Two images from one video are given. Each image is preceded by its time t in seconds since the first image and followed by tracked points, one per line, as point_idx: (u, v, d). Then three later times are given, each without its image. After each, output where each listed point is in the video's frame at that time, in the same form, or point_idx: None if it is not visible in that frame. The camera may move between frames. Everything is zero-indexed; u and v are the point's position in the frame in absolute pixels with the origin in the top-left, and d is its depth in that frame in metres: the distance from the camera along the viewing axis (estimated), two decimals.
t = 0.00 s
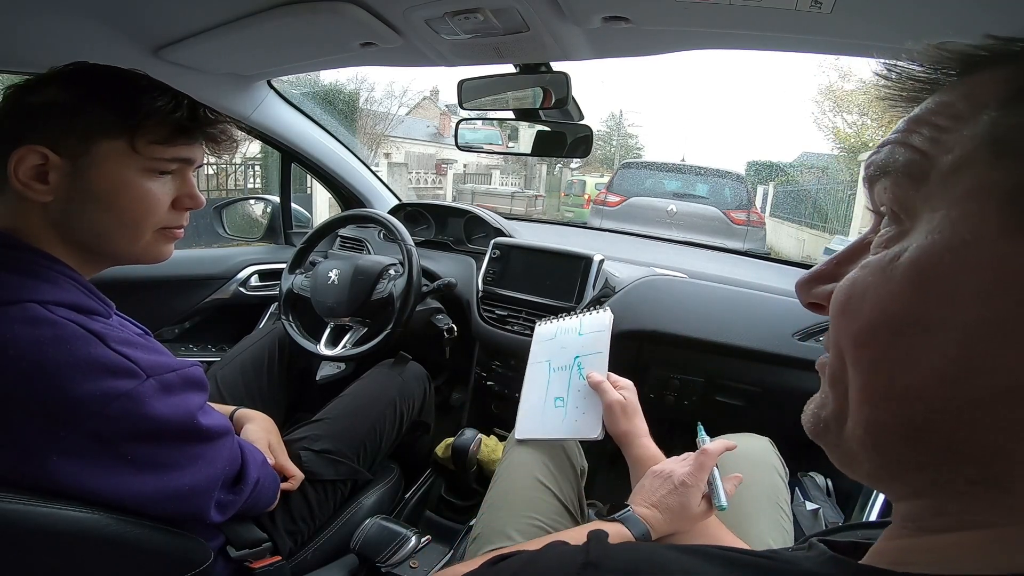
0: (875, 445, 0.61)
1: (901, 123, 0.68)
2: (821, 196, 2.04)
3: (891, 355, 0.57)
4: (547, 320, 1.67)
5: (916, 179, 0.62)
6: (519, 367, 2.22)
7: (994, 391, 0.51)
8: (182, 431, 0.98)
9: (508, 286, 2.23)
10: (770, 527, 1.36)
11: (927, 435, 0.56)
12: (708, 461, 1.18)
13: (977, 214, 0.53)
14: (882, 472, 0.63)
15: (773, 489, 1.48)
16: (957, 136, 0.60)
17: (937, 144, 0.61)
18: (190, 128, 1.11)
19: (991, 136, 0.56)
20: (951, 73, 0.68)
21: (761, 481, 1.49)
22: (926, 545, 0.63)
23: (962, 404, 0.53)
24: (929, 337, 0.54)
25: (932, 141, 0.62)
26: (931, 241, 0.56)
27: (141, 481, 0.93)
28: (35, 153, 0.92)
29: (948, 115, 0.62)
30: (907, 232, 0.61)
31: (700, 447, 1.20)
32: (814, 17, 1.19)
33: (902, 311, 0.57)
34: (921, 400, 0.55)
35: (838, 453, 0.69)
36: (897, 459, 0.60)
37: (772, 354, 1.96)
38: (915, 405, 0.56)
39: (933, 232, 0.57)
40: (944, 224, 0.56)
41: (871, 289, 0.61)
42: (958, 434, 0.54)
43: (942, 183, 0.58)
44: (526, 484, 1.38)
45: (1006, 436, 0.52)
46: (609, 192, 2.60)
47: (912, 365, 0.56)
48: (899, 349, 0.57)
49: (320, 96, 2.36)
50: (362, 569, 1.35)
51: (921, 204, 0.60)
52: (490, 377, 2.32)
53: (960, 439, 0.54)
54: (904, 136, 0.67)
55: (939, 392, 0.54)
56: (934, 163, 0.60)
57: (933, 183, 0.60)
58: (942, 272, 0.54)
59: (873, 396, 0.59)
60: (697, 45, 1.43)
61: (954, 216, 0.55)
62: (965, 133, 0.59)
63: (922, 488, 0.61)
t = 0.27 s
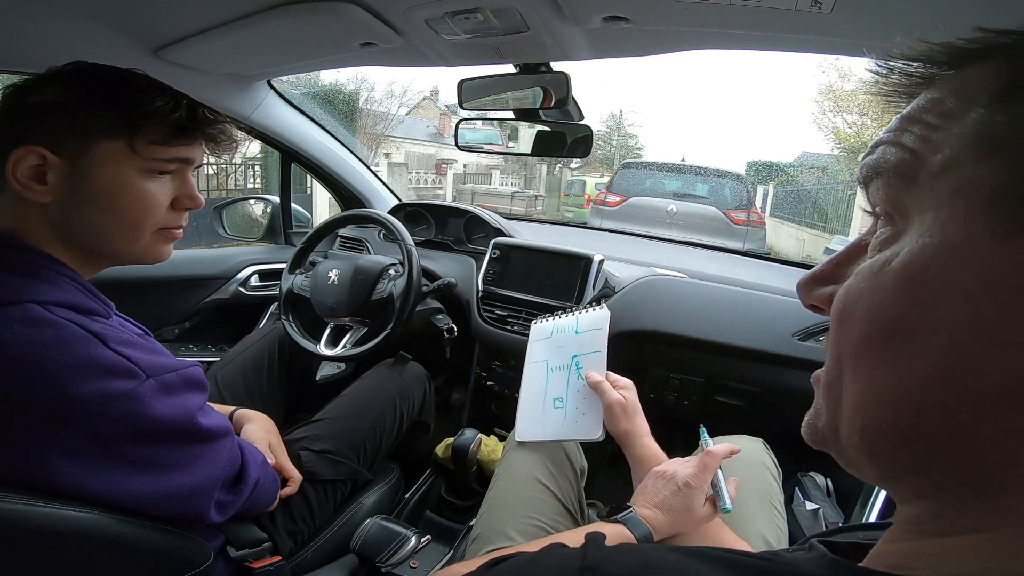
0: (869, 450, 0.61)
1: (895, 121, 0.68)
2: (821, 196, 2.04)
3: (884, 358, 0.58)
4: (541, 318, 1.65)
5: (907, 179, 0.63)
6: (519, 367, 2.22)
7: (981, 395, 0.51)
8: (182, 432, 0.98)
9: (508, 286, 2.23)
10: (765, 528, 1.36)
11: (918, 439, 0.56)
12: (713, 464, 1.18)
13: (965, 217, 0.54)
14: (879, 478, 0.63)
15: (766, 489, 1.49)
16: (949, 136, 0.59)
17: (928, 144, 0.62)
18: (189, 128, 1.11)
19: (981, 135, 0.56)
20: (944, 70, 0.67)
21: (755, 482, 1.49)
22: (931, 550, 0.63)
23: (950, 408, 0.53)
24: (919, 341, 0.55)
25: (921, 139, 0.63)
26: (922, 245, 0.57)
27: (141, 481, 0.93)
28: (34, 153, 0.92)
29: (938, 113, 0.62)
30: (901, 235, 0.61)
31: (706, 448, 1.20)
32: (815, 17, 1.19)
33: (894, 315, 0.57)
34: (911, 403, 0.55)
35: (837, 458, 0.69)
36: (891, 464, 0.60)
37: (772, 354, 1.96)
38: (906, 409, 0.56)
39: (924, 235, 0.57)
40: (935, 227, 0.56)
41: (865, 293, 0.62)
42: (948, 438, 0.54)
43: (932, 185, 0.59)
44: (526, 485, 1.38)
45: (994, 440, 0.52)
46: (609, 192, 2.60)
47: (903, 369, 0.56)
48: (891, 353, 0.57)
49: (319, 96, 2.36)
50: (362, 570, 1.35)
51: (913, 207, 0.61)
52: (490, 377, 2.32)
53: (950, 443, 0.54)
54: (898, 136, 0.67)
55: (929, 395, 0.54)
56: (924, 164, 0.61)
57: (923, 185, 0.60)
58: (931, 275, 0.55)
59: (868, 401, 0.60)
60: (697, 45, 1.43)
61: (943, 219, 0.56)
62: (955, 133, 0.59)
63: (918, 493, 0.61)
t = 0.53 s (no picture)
0: (878, 447, 0.61)
1: (911, 115, 0.68)
2: (821, 196, 2.04)
3: (897, 355, 0.57)
4: (544, 319, 1.64)
5: (924, 175, 0.62)
6: (519, 367, 2.22)
7: (996, 394, 0.51)
8: (181, 432, 0.98)
9: (508, 287, 2.23)
10: (765, 528, 1.36)
11: (929, 437, 0.56)
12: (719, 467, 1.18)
13: (986, 215, 0.53)
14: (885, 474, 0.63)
15: (766, 490, 1.48)
16: (966, 131, 0.59)
17: (948, 139, 0.61)
18: (189, 129, 1.11)
19: (1000, 129, 0.56)
20: (955, 70, 0.68)
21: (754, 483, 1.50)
22: (932, 546, 0.63)
23: (965, 407, 0.53)
24: (934, 339, 0.54)
25: (940, 135, 0.62)
26: (939, 241, 0.56)
27: (140, 481, 0.93)
28: (34, 154, 0.92)
29: (957, 108, 0.62)
30: (916, 230, 0.61)
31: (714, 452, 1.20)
32: (814, 17, 1.18)
33: (909, 313, 0.57)
34: (924, 402, 0.55)
35: (842, 453, 0.69)
36: (900, 461, 0.60)
37: (771, 354, 1.96)
38: (919, 407, 0.56)
39: (941, 231, 0.57)
40: (952, 223, 0.56)
41: (878, 288, 0.61)
42: (961, 437, 0.54)
43: (949, 182, 0.58)
44: (526, 485, 1.38)
45: (1007, 438, 0.52)
46: (609, 192, 2.60)
47: (917, 367, 0.56)
48: (904, 350, 0.57)
49: (320, 96, 2.35)
50: (362, 569, 1.35)
51: (929, 202, 0.60)
52: (490, 377, 2.32)
53: (963, 442, 0.54)
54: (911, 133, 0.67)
55: (944, 394, 0.54)
56: (942, 159, 0.60)
57: (940, 181, 0.59)
58: (948, 273, 0.54)
59: (880, 399, 0.59)
60: (697, 45, 1.43)
61: (961, 215, 0.55)
62: (974, 128, 0.59)
63: (925, 489, 0.61)
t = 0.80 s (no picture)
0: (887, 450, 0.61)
1: (918, 114, 0.68)
2: (821, 196, 2.04)
3: (907, 356, 0.57)
4: (543, 320, 1.64)
5: (933, 173, 0.61)
6: (519, 367, 2.22)
7: (1008, 396, 0.51)
8: (182, 432, 0.98)
9: (508, 286, 2.23)
10: (766, 527, 1.36)
11: (940, 439, 0.56)
12: (720, 467, 1.18)
13: (997, 214, 0.53)
14: (894, 478, 0.63)
15: (765, 490, 1.48)
16: (975, 128, 0.59)
17: (958, 137, 0.61)
18: (188, 129, 1.11)
19: (1011, 128, 0.56)
20: (962, 69, 0.68)
21: (753, 483, 1.50)
22: (936, 550, 0.64)
23: (977, 409, 0.53)
24: (945, 341, 0.54)
25: (950, 132, 0.62)
26: (948, 240, 0.56)
27: (140, 481, 0.93)
28: (34, 154, 0.92)
29: (969, 105, 0.62)
30: (924, 229, 0.60)
31: (714, 453, 1.20)
32: (814, 17, 1.18)
33: (918, 314, 0.56)
34: (936, 404, 0.55)
35: (849, 457, 0.68)
36: (909, 464, 0.60)
37: (771, 354, 1.96)
38: (930, 409, 0.56)
39: (951, 230, 0.57)
40: (962, 223, 0.56)
41: (886, 289, 0.61)
42: (972, 440, 0.54)
43: (958, 181, 0.58)
44: (526, 484, 1.38)
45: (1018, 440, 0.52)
46: (609, 192, 2.60)
47: (927, 369, 0.55)
48: (914, 352, 0.56)
49: (319, 96, 2.36)
50: (362, 569, 1.35)
51: (937, 201, 0.60)
52: (490, 377, 2.32)
53: (973, 446, 0.54)
54: (922, 131, 0.66)
55: (956, 397, 0.54)
56: (952, 158, 0.60)
57: (948, 180, 0.59)
58: (959, 273, 0.54)
59: (890, 401, 0.59)
60: (697, 45, 1.43)
61: (971, 215, 0.55)
62: (987, 125, 0.58)
63: (933, 494, 0.61)
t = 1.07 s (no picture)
0: (888, 451, 0.61)
1: (914, 112, 0.68)
2: (822, 196, 2.04)
3: (907, 358, 0.57)
4: (542, 321, 1.63)
5: (931, 172, 0.61)
6: (519, 367, 2.22)
7: (1009, 397, 0.51)
8: (182, 431, 0.98)
9: (508, 286, 2.23)
10: (769, 528, 1.36)
11: (941, 441, 0.56)
12: (720, 468, 1.18)
13: (996, 214, 0.53)
14: (895, 480, 0.63)
15: (767, 490, 1.48)
16: (973, 126, 0.59)
17: (953, 135, 0.61)
18: (189, 129, 1.12)
19: (1010, 124, 0.56)
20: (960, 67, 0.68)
21: (756, 484, 1.49)
22: (936, 552, 0.64)
23: (977, 411, 0.53)
24: (944, 342, 0.54)
25: (947, 130, 0.62)
26: (947, 239, 0.56)
27: (140, 481, 0.93)
28: (35, 154, 0.92)
29: (968, 102, 0.62)
30: (923, 227, 0.60)
31: (715, 455, 1.20)
32: (814, 17, 1.18)
33: (918, 315, 0.56)
34: (936, 405, 0.55)
35: (850, 458, 0.68)
36: (910, 466, 0.60)
37: (772, 354, 1.96)
38: (930, 410, 0.56)
39: (949, 230, 0.57)
40: (961, 222, 0.56)
41: (885, 289, 0.61)
42: (973, 442, 0.54)
43: (956, 179, 0.58)
44: (526, 485, 1.38)
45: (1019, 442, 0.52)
46: (609, 192, 2.60)
47: (927, 370, 0.55)
48: (914, 353, 0.56)
49: (320, 96, 2.36)
50: (362, 569, 1.35)
51: (936, 199, 0.60)
52: (490, 377, 2.32)
53: (973, 447, 0.54)
54: (918, 129, 0.66)
55: (956, 399, 0.54)
56: (949, 156, 0.60)
57: (946, 178, 0.59)
58: (957, 273, 0.54)
59: (891, 403, 0.59)
60: (697, 45, 1.43)
61: (970, 213, 0.55)
62: (984, 123, 0.58)
63: (933, 497, 0.61)
